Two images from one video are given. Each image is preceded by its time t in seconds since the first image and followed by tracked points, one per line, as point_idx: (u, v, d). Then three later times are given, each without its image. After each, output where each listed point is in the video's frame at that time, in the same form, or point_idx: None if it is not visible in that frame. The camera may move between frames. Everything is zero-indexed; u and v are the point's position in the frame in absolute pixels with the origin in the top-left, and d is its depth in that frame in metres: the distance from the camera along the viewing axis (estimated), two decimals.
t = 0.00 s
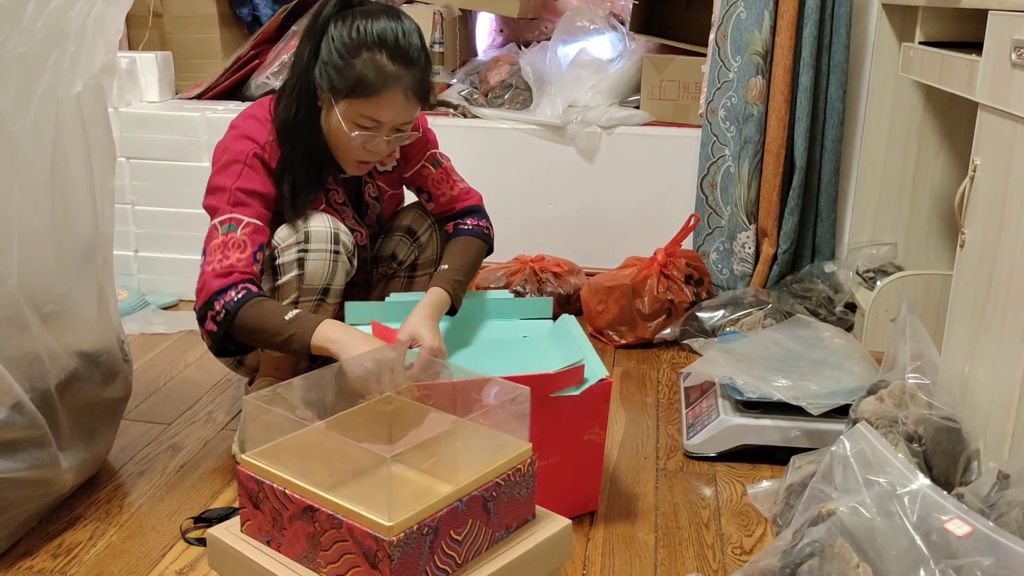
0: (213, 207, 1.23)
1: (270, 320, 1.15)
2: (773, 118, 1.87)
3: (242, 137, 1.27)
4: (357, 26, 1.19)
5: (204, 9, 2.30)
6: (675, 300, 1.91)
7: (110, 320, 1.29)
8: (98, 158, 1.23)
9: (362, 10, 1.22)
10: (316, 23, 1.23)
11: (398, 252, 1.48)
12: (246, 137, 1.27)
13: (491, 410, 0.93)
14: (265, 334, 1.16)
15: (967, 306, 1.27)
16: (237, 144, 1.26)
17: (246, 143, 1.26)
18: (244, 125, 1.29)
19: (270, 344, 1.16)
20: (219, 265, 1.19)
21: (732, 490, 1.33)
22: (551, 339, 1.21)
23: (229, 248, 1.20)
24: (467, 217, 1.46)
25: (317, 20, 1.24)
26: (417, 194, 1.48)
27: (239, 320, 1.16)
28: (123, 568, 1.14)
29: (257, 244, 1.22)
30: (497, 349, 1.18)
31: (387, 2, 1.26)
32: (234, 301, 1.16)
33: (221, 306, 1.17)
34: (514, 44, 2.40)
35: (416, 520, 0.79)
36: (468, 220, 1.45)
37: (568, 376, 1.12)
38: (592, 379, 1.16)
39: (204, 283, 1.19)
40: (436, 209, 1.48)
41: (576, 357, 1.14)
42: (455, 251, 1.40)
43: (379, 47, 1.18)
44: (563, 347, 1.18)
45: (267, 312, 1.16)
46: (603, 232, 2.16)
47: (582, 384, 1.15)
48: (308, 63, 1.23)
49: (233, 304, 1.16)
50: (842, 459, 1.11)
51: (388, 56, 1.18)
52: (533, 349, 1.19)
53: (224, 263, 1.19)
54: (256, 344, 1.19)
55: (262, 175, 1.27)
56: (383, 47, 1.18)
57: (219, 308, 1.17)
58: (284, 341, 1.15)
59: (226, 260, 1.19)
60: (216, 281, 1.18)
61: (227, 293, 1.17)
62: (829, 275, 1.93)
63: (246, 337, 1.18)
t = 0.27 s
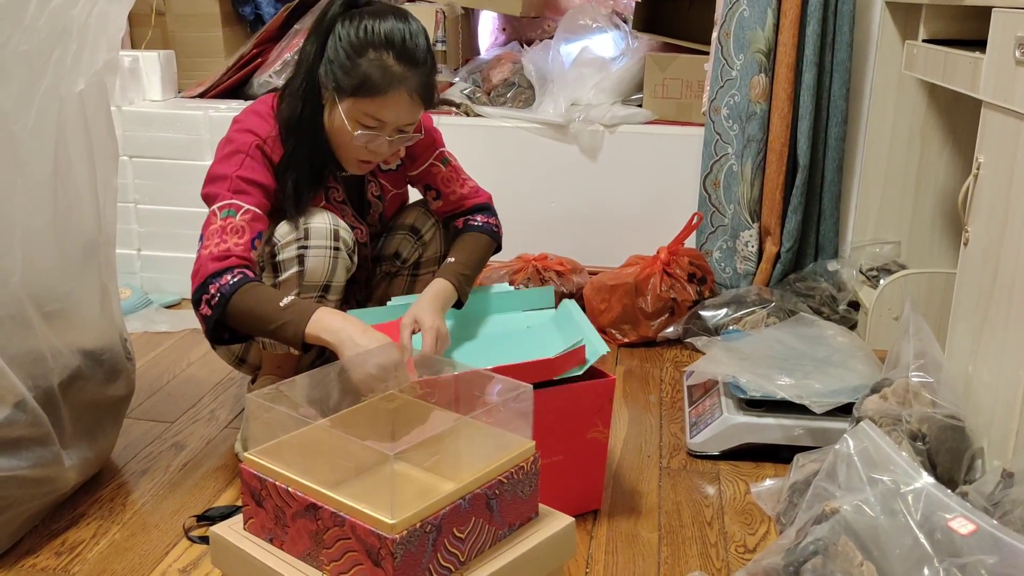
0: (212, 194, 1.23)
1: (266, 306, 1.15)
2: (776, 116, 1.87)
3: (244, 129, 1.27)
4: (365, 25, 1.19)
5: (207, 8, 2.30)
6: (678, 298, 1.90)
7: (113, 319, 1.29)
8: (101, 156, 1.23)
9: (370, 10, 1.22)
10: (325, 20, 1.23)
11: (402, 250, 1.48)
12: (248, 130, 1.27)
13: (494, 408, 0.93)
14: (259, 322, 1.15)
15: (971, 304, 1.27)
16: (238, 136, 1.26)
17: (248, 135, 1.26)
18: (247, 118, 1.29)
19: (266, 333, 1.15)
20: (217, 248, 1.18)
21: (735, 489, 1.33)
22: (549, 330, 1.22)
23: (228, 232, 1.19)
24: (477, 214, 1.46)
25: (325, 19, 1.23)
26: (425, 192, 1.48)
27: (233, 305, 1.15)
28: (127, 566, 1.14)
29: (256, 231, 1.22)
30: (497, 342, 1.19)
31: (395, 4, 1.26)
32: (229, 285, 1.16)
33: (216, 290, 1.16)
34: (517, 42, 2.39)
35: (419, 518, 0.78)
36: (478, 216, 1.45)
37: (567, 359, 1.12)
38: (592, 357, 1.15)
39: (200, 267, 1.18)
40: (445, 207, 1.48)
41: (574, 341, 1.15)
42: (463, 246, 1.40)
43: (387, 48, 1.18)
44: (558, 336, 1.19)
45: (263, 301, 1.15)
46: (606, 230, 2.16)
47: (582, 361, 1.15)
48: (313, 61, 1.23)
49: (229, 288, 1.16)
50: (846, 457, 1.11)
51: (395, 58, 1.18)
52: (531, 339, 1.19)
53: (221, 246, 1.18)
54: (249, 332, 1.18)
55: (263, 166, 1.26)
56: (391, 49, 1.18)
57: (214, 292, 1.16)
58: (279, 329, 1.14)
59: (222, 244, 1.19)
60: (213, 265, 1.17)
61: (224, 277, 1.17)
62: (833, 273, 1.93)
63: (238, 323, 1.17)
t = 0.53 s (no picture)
0: (210, 203, 1.24)
1: (252, 304, 1.15)
2: (778, 115, 1.87)
3: (245, 132, 1.27)
4: (370, 25, 1.18)
5: (208, 8, 2.30)
6: (679, 298, 1.90)
7: (114, 319, 1.29)
8: (102, 156, 1.23)
9: (376, 8, 1.21)
10: (328, 19, 1.22)
11: (405, 246, 1.48)
12: (249, 134, 1.26)
13: (494, 408, 0.93)
14: (248, 319, 1.16)
15: (972, 305, 1.27)
16: (239, 140, 1.26)
17: (249, 138, 1.26)
18: (250, 119, 1.28)
19: (256, 328, 1.17)
20: (202, 262, 1.20)
21: (736, 489, 1.33)
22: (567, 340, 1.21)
23: (216, 247, 1.20)
24: (485, 206, 1.48)
25: (328, 17, 1.22)
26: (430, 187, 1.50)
27: (220, 311, 1.17)
28: (127, 566, 1.14)
29: (247, 244, 1.22)
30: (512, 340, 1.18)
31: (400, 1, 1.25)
32: (213, 293, 1.17)
33: (203, 299, 1.17)
34: (518, 42, 2.39)
35: (419, 518, 0.78)
36: (484, 207, 1.48)
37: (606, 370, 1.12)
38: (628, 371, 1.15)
39: (189, 279, 1.20)
40: (450, 202, 1.50)
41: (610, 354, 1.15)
42: (476, 237, 1.41)
43: (393, 49, 1.17)
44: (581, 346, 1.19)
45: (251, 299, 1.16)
46: (607, 230, 2.16)
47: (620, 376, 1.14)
48: (317, 61, 1.22)
49: (214, 295, 1.17)
50: (847, 458, 1.11)
51: (402, 59, 1.17)
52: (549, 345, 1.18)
53: (208, 260, 1.20)
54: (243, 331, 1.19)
55: (263, 170, 1.26)
56: (398, 49, 1.17)
57: (202, 301, 1.17)
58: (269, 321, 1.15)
59: (210, 258, 1.20)
60: (198, 276, 1.19)
61: (208, 285, 1.18)
62: (834, 273, 1.93)
63: (229, 324, 1.18)
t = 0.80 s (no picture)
0: (211, 211, 1.25)
1: (267, 294, 1.20)
2: (780, 115, 1.86)
3: (246, 134, 1.26)
4: (376, 27, 1.17)
5: (209, 7, 2.30)
6: (681, 297, 1.90)
7: (116, 318, 1.29)
8: (104, 155, 1.23)
9: (382, 8, 1.20)
10: (334, 19, 1.20)
11: (403, 248, 1.47)
12: (249, 137, 1.26)
13: (495, 407, 0.92)
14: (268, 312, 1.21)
15: (974, 305, 1.26)
16: (239, 143, 1.26)
17: (249, 142, 1.25)
18: (249, 120, 1.28)
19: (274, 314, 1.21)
20: (207, 271, 1.24)
21: (738, 488, 1.33)
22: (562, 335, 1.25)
23: (221, 257, 1.24)
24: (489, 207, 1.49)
25: (333, 18, 1.21)
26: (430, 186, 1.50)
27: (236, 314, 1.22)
28: (129, 564, 1.14)
29: (251, 251, 1.25)
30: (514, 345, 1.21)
31: None
32: (227, 295, 1.21)
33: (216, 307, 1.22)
34: (519, 41, 2.39)
35: (422, 517, 0.78)
36: (488, 207, 1.49)
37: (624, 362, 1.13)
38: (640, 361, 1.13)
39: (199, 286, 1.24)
40: (451, 203, 1.50)
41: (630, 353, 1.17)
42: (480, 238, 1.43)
43: (401, 51, 1.17)
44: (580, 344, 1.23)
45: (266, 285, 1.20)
46: (608, 230, 2.16)
47: (631, 373, 1.12)
48: (322, 63, 1.21)
49: (228, 298, 1.21)
50: (849, 457, 1.11)
51: (409, 60, 1.17)
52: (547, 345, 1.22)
53: (214, 269, 1.23)
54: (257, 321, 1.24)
55: (265, 174, 1.26)
56: (406, 52, 1.17)
57: (217, 305, 1.22)
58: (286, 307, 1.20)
59: (216, 268, 1.23)
60: (205, 284, 1.23)
61: (219, 289, 1.22)
62: (836, 273, 1.92)
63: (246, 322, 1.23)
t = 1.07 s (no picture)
0: (211, 209, 1.25)
1: (250, 314, 1.19)
2: (781, 113, 1.86)
3: (248, 132, 1.27)
4: (369, 21, 1.17)
5: (211, 5, 2.30)
6: (682, 296, 1.90)
7: (118, 316, 1.29)
8: (105, 154, 1.23)
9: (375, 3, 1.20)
10: (327, 16, 1.20)
11: (405, 248, 1.47)
12: (252, 135, 1.27)
13: (498, 404, 0.93)
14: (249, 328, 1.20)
15: (975, 304, 1.26)
16: (242, 141, 1.26)
17: (252, 140, 1.26)
18: (252, 120, 1.29)
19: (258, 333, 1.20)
20: (203, 269, 1.23)
21: (739, 486, 1.33)
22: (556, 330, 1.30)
23: (217, 255, 1.24)
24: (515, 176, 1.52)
25: (326, 14, 1.20)
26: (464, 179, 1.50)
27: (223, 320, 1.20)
28: (131, 562, 1.14)
29: (247, 252, 1.25)
30: (517, 345, 1.24)
31: None
32: (216, 301, 1.20)
33: (207, 307, 1.21)
34: (521, 40, 2.39)
35: (424, 514, 0.78)
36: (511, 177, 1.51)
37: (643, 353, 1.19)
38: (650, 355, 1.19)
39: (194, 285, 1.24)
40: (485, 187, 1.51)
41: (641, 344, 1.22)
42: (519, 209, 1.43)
43: (394, 43, 1.17)
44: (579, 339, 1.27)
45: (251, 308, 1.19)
46: (610, 228, 2.15)
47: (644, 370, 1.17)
48: (319, 61, 1.21)
49: (216, 304, 1.20)
50: (851, 455, 1.11)
51: (404, 51, 1.17)
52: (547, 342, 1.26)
53: (209, 268, 1.23)
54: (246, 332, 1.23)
55: (267, 170, 1.26)
56: (399, 43, 1.17)
57: (206, 309, 1.21)
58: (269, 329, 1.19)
59: (212, 266, 1.23)
60: (200, 283, 1.22)
61: (211, 293, 1.21)
62: (837, 271, 1.93)
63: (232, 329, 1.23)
